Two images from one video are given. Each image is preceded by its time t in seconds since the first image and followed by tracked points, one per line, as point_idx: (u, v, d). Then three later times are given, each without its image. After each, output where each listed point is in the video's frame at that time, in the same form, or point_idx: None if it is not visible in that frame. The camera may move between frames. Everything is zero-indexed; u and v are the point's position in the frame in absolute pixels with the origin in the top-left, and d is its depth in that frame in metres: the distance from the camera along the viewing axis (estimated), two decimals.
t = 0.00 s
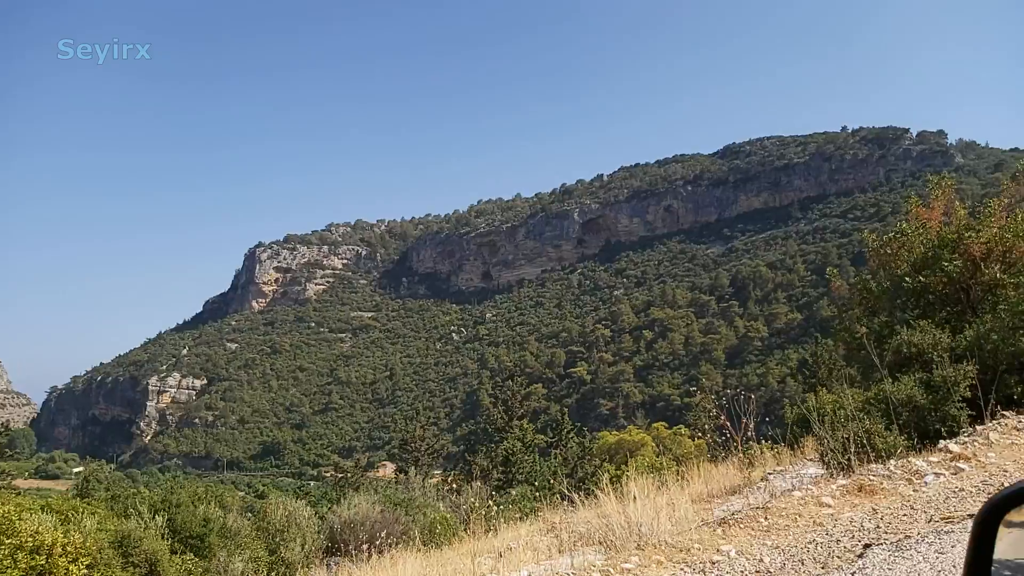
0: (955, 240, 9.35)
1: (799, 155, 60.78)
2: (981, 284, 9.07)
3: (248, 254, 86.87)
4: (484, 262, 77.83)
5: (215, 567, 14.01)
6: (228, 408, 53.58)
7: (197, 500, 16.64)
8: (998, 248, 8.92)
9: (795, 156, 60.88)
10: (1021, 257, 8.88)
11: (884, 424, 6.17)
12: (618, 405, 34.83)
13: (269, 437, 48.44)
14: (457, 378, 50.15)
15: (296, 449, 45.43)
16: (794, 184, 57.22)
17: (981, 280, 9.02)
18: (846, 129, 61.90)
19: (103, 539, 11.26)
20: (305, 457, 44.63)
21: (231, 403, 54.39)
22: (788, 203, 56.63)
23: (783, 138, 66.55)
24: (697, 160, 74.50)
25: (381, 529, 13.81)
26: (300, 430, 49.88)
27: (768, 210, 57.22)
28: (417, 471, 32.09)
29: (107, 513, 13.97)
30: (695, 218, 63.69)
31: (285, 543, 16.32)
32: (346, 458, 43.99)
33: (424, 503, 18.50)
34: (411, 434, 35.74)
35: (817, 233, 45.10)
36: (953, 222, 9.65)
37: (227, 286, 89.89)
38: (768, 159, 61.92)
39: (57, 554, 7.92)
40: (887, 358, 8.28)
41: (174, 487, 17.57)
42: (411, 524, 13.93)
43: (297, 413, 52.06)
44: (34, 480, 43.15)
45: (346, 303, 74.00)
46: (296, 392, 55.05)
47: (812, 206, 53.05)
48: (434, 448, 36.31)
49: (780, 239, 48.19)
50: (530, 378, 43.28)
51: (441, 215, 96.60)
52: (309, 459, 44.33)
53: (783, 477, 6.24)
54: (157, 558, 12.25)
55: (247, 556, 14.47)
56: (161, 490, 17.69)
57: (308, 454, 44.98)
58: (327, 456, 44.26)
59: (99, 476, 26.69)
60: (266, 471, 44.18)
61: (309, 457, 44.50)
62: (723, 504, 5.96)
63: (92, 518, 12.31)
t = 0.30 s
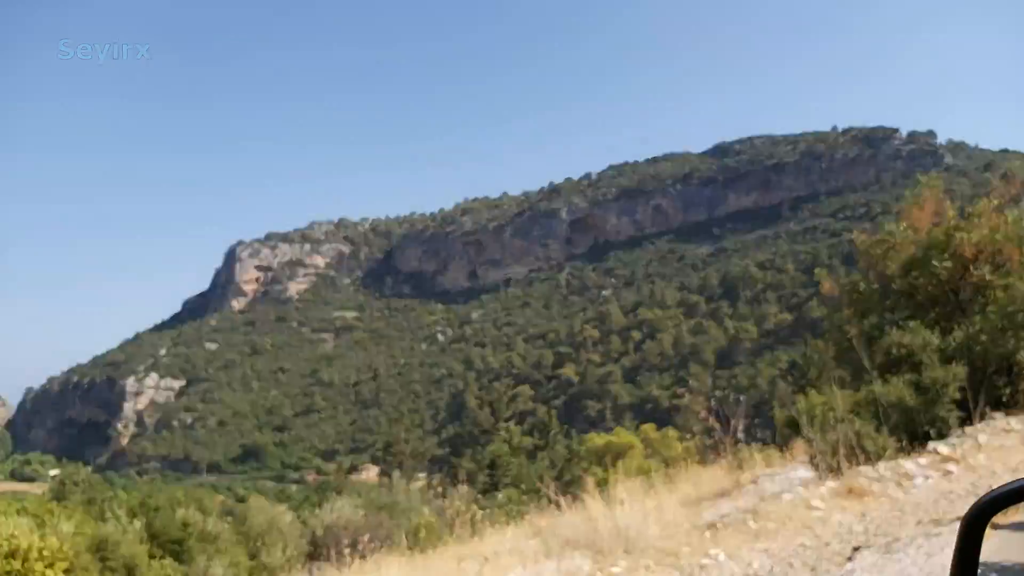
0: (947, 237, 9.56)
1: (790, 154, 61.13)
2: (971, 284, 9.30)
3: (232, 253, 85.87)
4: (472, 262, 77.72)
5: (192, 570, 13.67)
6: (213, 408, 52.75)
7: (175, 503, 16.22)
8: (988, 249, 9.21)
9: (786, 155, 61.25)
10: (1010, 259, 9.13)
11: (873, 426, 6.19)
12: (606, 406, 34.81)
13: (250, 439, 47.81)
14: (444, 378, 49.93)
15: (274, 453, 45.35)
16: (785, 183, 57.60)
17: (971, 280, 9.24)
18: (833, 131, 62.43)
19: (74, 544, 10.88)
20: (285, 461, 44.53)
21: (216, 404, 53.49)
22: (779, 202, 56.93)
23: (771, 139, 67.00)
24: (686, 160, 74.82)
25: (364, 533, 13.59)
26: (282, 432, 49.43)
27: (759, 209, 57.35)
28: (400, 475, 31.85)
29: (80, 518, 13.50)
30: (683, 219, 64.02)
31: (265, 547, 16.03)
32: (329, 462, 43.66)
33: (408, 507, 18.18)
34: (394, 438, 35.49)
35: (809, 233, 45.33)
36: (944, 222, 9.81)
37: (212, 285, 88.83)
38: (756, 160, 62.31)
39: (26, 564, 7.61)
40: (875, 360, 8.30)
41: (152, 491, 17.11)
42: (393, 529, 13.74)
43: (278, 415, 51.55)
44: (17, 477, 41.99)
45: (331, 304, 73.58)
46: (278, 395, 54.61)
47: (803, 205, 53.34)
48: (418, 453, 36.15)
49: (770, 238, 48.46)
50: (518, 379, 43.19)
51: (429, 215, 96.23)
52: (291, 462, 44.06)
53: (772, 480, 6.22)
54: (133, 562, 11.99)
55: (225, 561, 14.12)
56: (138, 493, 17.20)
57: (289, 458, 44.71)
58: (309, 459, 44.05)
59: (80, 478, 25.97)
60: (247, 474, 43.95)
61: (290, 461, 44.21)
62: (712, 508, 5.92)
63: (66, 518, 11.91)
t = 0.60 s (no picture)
0: (924, 241, 9.58)
1: (773, 157, 61.85)
2: (949, 286, 9.35)
3: (220, 251, 85.35)
4: (459, 261, 77.67)
5: (183, 568, 13.57)
6: (198, 407, 52.21)
7: (167, 500, 16.18)
8: (964, 251, 9.22)
9: (769, 157, 61.96)
10: (986, 260, 9.18)
11: (853, 424, 6.29)
12: (593, 405, 35.01)
13: (240, 437, 47.11)
14: (431, 377, 49.88)
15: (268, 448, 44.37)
16: (767, 186, 58.26)
17: (949, 283, 9.31)
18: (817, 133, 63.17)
19: (69, 540, 10.83)
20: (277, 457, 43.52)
21: (202, 403, 52.98)
22: (760, 204, 57.62)
23: (757, 140, 67.69)
24: (672, 161, 75.43)
25: (354, 530, 13.43)
26: (272, 430, 48.72)
27: (742, 210, 58.03)
28: (389, 472, 31.79)
29: (73, 514, 13.37)
30: (669, 219, 64.52)
31: (256, 544, 16.04)
32: (318, 458, 43.30)
33: (398, 504, 18.19)
34: (384, 434, 35.24)
35: (790, 234, 45.99)
36: (921, 224, 9.84)
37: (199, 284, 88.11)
38: (741, 162, 62.92)
39: (19, 556, 7.52)
40: (856, 359, 8.43)
41: (143, 489, 17.01)
42: (384, 525, 13.57)
43: (270, 412, 50.91)
44: None
45: (319, 303, 73.13)
46: (269, 391, 53.80)
47: (785, 207, 53.99)
48: (408, 449, 36.01)
49: (754, 239, 49.05)
50: (505, 378, 43.29)
51: (417, 215, 96.12)
52: (282, 459, 43.23)
53: (755, 476, 6.28)
54: (126, 561, 11.94)
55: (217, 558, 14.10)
56: (131, 490, 17.14)
57: (280, 454, 43.87)
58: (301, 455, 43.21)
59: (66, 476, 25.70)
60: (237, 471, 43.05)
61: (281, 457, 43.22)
62: (695, 503, 5.97)
63: (59, 518, 11.91)
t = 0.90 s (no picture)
0: (911, 242, 9.65)
1: (762, 157, 62.27)
2: (935, 287, 9.44)
3: (208, 251, 84.56)
4: (449, 261, 77.51)
5: (169, 568, 13.54)
6: (187, 407, 51.73)
7: (155, 501, 16.10)
8: (951, 252, 9.27)
9: (758, 158, 62.36)
10: (972, 261, 9.26)
11: (841, 424, 6.33)
12: (582, 405, 35.05)
13: (228, 438, 46.67)
14: (421, 377, 49.75)
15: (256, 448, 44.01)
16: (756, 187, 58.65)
17: (936, 284, 9.40)
18: (806, 135, 63.68)
19: (57, 541, 10.69)
20: (265, 457, 43.18)
21: (190, 403, 52.49)
22: (749, 204, 57.99)
23: (746, 141, 68.13)
24: (662, 162, 75.78)
25: (342, 530, 13.37)
26: (261, 430, 48.30)
27: (732, 211, 58.41)
28: (378, 472, 31.66)
29: (60, 515, 13.25)
30: (659, 220, 64.82)
31: (244, 544, 15.92)
32: (307, 459, 43.00)
33: (386, 504, 18.15)
34: (373, 434, 34.97)
35: (779, 235, 46.35)
36: (907, 226, 9.92)
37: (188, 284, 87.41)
38: (730, 162, 63.27)
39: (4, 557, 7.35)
40: (844, 359, 8.48)
41: (130, 489, 16.95)
42: (373, 525, 13.57)
43: (258, 412, 50.36)
44: None
45: (308, 302, 72.72)
46: (258, 392, 53.37)
47: (774, 208, 54.36)
48: (397, 449, 35.86)
49: (742, 240, 49.39)
50: (495, 378, 43.27)
51: (407, 215, 95.91)
52: (270, 459, 42.90)
53: (743, 476, 6.29)
54: (113, 561, 11.79)
55: (205, 558, 13.97)
56: (119, 491, 16.96)
57: (269, 454, 43.52)
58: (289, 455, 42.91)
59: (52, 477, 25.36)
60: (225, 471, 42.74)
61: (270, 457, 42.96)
62: (684, 503, 5.97)
63: (46, 520, 11.78)
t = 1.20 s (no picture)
0: (899, 243, 9.72)
1: (751, 159, 62.70)
2: (923, 288, 9.53)
3: (197, 250, 83.83)
4: (440, 261, 77.32)
5: (157, 569, 13.40)
6: (175, 407, 51.23)
7: (143, 502, 16.00)
8: (938, 253, 9.37)
9: (747, 159, 62.78)
10: (960, 263, 9.35)
11: (830, 424, 6.36)
12: (573, 405, 35.09)
13: (217, 438, 46.27)
14: (411, 377, 49.62)
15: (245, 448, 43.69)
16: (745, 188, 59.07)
17: (923, 285, 9.49)
18: (795, 136, 64.19)
19: (44, 542, 10.51)
20: (254, 457, 42.85)
21: (178, 403, 52.01)
22: (739, 205, 58.38)
23: (736, 143, 68.61)
24: (652, 163, 76.12)
25: (331, 530, 13.30)
26: (250, 430, 47.90)
27: (721, 212, 58.79)
28: (368, 472, 31.50)
29: (47, 515, 13.03)
30: (649, 220, 65.13)
31: (233, 544, 15.77)
32: (297, 459, 42.70)
33: (376, 504, 18.05)
34: (363, 434, 34.80)
35: (768, 236, 46.71)
36: (896, 227, 10.00)
37: (176, 283, 86.68)
38: (720, 163, 63.65)
39: None
40: (832, 359, 8.54)
41: (118, 489, 16.78)
42: (362, 526, 13.51)
43: (247, 412, 49.95)
44: None
45: (298, 302, 72.32)
46: (247, 392, 52.95)
47: (763, 208, 54.75)
48: (387, 449, 35.70)
49: (732, 241, 49.73)
50: (485, 378, 43.26)
51: (398, 215, 95.75)
52: (259, 459, 42.59)
53: (733, 476, 6.30)
54: (101, 561, 11.65)
55: (193, 559, 13.77)
56: (106, 491, 16.73)
57: (257, 455, 43.19)
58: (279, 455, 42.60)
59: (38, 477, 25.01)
60: (213, 471, 42.39)
61: (258, 458, 42.66)
62: (674, 502, 5.98)
63: (30, 520, 11.60)
